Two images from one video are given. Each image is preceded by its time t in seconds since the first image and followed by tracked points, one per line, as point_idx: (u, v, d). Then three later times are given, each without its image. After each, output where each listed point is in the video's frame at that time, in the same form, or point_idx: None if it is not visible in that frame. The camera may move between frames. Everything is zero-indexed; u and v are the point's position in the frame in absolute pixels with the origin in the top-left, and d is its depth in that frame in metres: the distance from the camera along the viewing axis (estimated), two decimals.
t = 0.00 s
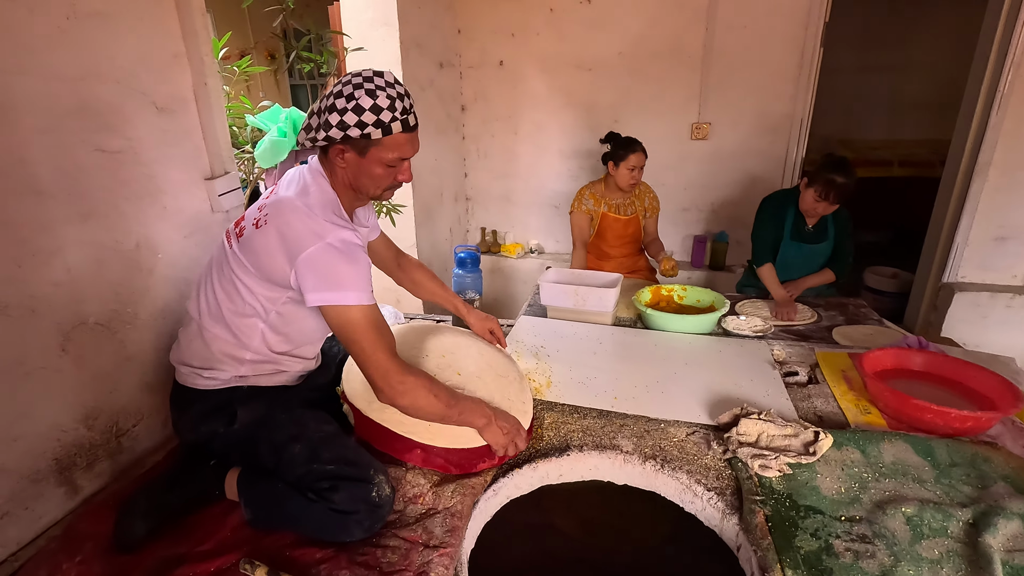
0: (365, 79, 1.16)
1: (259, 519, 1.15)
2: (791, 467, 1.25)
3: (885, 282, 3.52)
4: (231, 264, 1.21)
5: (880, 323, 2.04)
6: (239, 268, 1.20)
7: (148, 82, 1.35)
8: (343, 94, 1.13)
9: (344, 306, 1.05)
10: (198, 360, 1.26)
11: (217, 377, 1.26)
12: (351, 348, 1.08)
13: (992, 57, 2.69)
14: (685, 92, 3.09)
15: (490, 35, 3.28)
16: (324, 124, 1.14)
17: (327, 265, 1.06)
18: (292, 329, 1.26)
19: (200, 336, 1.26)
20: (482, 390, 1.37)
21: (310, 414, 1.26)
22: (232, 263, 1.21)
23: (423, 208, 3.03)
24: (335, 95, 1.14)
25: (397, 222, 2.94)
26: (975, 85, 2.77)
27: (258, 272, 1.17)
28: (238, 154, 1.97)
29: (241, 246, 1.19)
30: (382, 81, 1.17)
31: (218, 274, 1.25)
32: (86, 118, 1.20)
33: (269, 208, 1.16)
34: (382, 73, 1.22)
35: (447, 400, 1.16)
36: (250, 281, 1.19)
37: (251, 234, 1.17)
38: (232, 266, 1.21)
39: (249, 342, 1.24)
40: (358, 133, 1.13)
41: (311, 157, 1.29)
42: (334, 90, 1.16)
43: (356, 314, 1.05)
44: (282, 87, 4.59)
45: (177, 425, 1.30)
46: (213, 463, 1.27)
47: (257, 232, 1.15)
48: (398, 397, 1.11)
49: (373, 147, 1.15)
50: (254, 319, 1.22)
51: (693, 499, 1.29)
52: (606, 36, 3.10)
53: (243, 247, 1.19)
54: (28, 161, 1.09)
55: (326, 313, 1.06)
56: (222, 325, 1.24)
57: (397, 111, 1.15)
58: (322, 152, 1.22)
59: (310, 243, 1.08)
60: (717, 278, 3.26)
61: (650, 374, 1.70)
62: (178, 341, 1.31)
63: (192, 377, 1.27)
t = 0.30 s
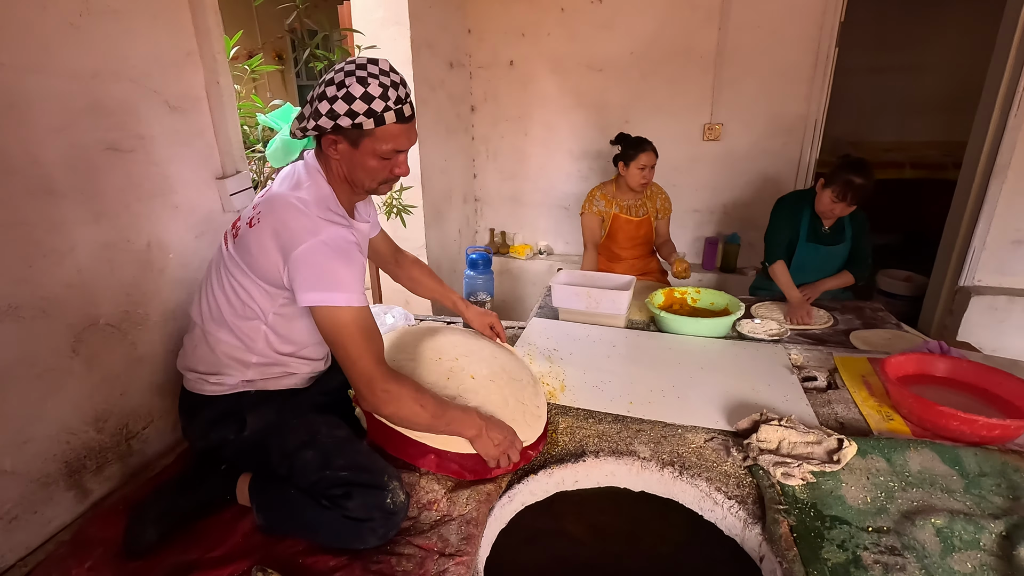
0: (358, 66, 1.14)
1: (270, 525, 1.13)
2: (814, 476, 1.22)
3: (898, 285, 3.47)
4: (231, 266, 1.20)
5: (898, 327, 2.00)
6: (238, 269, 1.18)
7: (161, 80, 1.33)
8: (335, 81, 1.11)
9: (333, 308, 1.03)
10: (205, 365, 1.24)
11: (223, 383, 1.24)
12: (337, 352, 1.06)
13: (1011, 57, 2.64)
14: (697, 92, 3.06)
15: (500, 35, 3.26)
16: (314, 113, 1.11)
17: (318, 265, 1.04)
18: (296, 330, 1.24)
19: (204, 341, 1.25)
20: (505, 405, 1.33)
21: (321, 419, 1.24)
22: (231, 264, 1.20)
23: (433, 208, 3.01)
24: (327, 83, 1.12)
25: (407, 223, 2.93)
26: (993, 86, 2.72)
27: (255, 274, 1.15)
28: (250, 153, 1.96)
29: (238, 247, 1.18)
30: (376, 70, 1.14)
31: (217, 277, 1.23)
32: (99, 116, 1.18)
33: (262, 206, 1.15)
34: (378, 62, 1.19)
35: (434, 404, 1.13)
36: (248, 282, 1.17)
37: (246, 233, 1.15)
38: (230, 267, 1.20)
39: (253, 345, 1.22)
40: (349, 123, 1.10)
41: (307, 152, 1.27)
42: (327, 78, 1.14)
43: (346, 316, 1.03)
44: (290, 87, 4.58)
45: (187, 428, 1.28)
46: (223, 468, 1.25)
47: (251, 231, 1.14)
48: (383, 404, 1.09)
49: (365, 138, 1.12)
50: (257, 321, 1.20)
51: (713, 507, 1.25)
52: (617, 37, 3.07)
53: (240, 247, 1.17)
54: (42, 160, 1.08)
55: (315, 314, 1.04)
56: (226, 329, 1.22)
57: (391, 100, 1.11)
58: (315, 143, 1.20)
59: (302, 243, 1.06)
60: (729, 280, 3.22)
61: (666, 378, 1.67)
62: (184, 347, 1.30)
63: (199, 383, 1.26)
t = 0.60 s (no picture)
0: (340, 50, 1.10)
1: (276, 533, 1.10)
2: (837, 485, 1.18)
3: (912, 288, 3.41)
4: (221, 270, 1.18)
5: (917, 331, 1.95)
6: (227, 270, 1.17)
7: (167, 75, 1.31)
8: (315, 67, 1.08)
9: (313, 307, 1.00)
10: (202, 371, 1.22)
11: (223, 388, 1.22)
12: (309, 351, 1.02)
13: None
14: (709, 91, 3.02)
15: (509, 34, 3.23)
16: (294, 100, 1.08)
17: (299, 262, 1.01)
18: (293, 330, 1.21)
19: (199, 345, 1.23)
20: (516, 410, 1.29)
21: (328, 423, 1.20)
22: (219, 265, 1.18)
23: (440, 208, 2.98)
24: (308, 69, 1.09)
25: (414, 223, 2.89)
26: (1013, 85, 2.67)
27: (245, 274, 1.14)
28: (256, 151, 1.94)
29: (226, 248, 1.16)
30: (360, 53, 1.11)
31: (207, 279, 1.22)
32: (103, 111, 1.15)
33: (246, 205, 1.13)
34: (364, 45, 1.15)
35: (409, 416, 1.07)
36: (239, 283, 1.15)
37: (232, 233, 1.13)
38: (219, 269, 1.18)
39: (250, 347, 1.20)
40: (331, 109, 1.07)
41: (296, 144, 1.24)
42: (308, 64, 1.11)
43: (323, 316, 1.00)
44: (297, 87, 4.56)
45: (190, 431, 1.25)
46: (227, 473, 1.22)
47: (236, 231, 1.12)
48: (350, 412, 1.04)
49: (349, 125, 1.09)
50: (251, 323, 1.18)
51: (731, 516, 1.21)
52: (628, 35, 3.03)
53: (227, 248, 1.15)
54: (45, 155, 1.05)
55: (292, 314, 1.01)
56: (220, 332, 1.20)
57: (376, 85, 1.08)
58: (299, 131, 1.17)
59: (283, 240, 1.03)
60: (739, 282, 3.17)
61: (680, 383, 1.63)
62: (182, 353, 1.28)
63: (197, 390, 1.24)
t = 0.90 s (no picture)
0: (316, 35, 1.07)
1: (277, 541, 1.07)
2: (856, 496, 1.14)
3: (925, 292, 3.36)
4: (205, 274, 1.15)
5: (933, 335, 1.90)
6: (211, 273, 1.14)
7: (169, 72, 1.28)
8: (292, 53, 1.05)
9: (289, 307, 0.98)
10: (197, 379, 1.20)
11: (220, 395, 1.19)
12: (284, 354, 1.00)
13: None
14: (718, 91, 2.98)
15: (516, 33, 3.20)
16: (271, 89, 1.06)
17: (274, 262, 0.99)
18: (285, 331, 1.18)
19: (190, 351, 1.21)
20: (524, 416, 1.26)
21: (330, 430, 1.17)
22: (202, 269, 1.16)
23: (446, 209, 2.95)
24: (284, 55, 1.06)
25: (420, 223, 2.86)
26: None
27: (228, 276, 1.11)
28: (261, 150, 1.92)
29: (208, 250, 1.13)
30: (339, 38, 1.07)
31: (192, 283, 1.20)
32: (104, 108, 1.13)
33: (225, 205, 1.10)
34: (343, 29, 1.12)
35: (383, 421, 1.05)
36: (224, 286, 1.13)
37: (213, 234, 1.11)
38: (204, 272, 1.15)
39: (243, 351, 1.17)
40: (310, 98, 1.04)
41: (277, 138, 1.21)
42: (284, 50, 1.07)
43: (301, 316, 0.98)
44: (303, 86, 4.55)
45: (190, 436, 1.22)
46: (227, 480, 1.19)
47: (217, 232, 1.10)
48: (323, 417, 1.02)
49: (330, 115, 1.07)
50: (241, 327, 1.16)
51: (746, 527, 1.17)
52: (636, 34, 3.00)
53: (209, 250, 1.13)
54: (42, 153, 1.03)
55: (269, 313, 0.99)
56: (210, 337, 1.18)
57: (357, 72, 1.05)
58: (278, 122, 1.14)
59: (257, 239, 1.01)
60: (748, 285, 3.13)
61: (692, 388, 1.59)
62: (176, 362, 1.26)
63: (194, 398, 1.21)
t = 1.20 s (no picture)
0: (303, 24, 1.04)
1: (279, 545, 1.06)
2: (870, 502, 1.11)
3: (934, 295, 3.32)
4: (195, 274, 1.13)
5: (945, 339, 1.87)
6: (200, 274, 1.12)
7: (171, 69, 1.27)
8: (282, 45, 1.02)
9: (268, 301, 0.96)
10: (195, 382, 1.18)
11: (219, 398, 1.17)
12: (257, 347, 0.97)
13: None
14: (726, 91, 2.95)
15: (522, 33, 3.19)
16: (262, 84, 1.03)
17: (257, 255, 0.97)
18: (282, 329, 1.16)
19: (187, 355, 1.19)
20: (529, 419, 1.25)
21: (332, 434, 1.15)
22: (191, 269, 1.14)
23: (451, 209, 2.94)
24: (272, 47, 1.03)
25: (425, 224, 2.84)
26: None
27: (217, 275, 1.09)
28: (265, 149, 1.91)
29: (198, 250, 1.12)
30: (328, 28, 1.05)
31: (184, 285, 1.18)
32: (105, 105, 1.12)
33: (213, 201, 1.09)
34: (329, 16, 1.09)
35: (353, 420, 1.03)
36: (213, 285, 1.11)
37: (201, 232, 1.09)
38: (193, 273, 1.14)
39: (240, 351, 1.15)
40: (304, 91, 1.02)
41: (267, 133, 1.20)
42: (271, 41, 1.04)
43: (278, 310, 0.96)
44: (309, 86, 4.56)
45: (190, 438, 1.21)
46: (227, 484, 1.17)
47: (205, 230, 1.08)
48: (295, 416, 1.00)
49: (323, 107, 1.05)
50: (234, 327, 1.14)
51: (756, 534, 1.15)
52: (643, 34, 2.98)
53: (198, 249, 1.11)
54: (42, 150, 1.01)
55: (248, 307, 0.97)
56: (204, 339, 1.16)
57: (349, 62, 1.04)
58: (266, 116, 1.12)
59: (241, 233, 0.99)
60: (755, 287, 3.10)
61: (700, 391, 1.57)
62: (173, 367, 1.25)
63: (192, 402, 1.19)
